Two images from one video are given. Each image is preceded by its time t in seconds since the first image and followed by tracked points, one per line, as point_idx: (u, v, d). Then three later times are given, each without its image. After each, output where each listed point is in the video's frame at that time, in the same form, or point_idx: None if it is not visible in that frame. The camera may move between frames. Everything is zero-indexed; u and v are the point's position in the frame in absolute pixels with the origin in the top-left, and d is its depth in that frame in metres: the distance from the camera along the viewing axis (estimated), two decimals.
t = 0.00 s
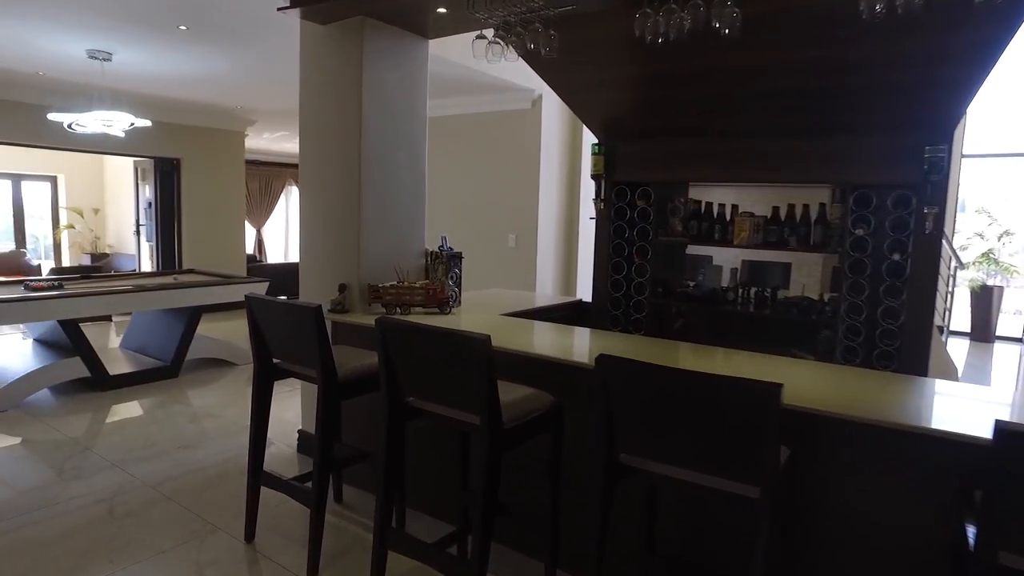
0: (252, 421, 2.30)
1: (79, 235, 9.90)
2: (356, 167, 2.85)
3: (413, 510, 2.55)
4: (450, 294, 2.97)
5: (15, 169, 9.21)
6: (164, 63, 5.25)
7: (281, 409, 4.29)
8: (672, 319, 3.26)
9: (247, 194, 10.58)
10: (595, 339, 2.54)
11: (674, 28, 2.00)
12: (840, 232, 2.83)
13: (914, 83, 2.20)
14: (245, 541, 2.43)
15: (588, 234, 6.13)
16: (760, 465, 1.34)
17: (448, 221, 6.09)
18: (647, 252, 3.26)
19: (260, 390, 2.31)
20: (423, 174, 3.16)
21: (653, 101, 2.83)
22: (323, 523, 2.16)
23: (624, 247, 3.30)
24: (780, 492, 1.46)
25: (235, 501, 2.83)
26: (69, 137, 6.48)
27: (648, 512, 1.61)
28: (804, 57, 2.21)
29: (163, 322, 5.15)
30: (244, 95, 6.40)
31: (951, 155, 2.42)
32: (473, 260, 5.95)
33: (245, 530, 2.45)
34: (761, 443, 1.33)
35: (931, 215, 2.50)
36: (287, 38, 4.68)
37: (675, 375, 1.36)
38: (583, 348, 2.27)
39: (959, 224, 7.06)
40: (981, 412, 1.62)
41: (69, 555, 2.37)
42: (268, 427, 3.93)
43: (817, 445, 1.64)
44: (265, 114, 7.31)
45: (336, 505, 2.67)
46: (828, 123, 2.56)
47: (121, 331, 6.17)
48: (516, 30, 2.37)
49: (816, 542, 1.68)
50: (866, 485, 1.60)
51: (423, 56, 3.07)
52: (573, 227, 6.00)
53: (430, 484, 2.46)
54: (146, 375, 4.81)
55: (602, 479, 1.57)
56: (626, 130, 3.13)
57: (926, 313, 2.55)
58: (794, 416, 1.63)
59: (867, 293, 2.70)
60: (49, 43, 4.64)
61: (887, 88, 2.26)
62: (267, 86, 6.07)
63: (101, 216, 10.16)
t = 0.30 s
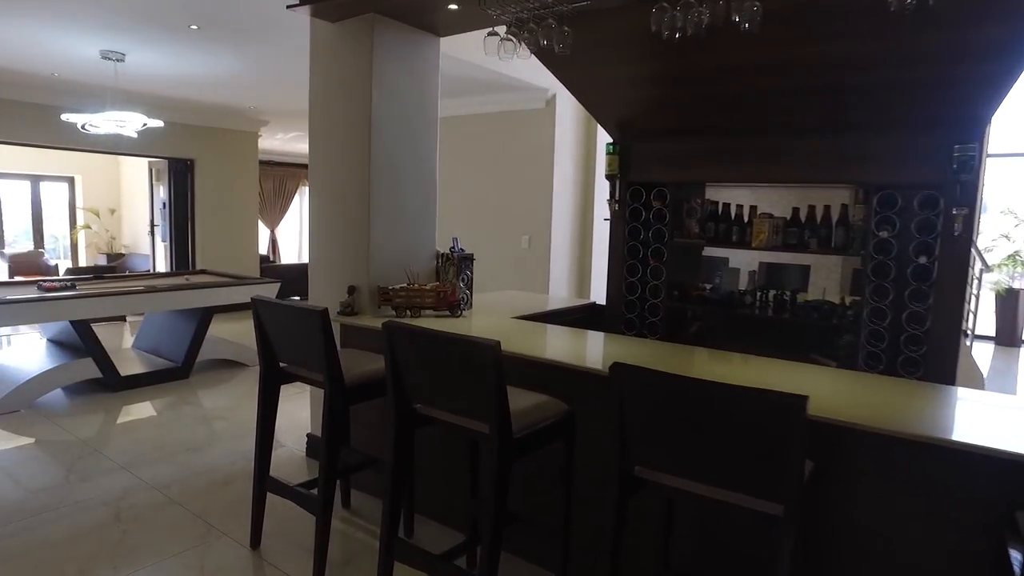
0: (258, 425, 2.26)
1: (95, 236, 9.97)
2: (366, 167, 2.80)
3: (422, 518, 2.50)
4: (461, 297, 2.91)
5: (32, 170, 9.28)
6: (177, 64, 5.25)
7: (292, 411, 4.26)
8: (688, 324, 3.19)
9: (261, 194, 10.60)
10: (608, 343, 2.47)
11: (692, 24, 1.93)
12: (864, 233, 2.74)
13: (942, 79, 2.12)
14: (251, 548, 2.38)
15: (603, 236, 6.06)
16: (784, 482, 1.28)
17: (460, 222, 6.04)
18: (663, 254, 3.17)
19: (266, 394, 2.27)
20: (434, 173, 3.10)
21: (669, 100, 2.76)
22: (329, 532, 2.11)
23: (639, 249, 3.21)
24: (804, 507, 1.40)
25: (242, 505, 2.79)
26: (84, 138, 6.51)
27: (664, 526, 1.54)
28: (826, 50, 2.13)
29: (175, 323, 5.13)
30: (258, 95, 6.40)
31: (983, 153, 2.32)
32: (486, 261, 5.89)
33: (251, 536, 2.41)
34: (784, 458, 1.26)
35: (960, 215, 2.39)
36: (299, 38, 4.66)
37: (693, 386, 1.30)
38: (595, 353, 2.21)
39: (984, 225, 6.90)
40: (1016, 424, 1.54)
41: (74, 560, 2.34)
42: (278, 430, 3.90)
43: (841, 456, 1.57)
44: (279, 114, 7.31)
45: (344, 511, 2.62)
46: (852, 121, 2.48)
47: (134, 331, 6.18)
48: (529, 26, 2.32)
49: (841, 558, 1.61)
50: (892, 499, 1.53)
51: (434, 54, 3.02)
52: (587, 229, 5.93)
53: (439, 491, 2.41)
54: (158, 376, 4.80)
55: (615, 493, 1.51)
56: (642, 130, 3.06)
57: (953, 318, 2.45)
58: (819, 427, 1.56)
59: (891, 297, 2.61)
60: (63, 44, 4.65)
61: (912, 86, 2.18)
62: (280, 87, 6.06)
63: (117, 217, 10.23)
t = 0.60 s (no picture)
0: (262, 431, 2.22)
1: (111, 237, 10.04)
2: (374, 168, 2.76)
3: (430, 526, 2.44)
4: (471, 300, 2.87)
5: (49, 171, 9.35)
6: (189, 65, 5.25)
7: (301, 414, 4.23)
8: (703, 327, 3.12)
9: (275, 196, 10.63)
10: (620, 349, 2.40)
11: (708, 19, 1.87)
12: (886, 236, 2.66)
13: (969, 76, 2.04)
14: (256, 555, 2.35)
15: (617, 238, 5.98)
16: (806, 500, 1.21)
17: (472, 223, 5.99)
18: (677, 257, 3.11)
19: (271, 398, 2.23)
20: (444, 173, 3.06)
21: (684, 98, 2.70)
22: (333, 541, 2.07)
23: (653, 251, 3.14)
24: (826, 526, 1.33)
25: (248, 510, 2.76)
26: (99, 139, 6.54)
27: (679, 542, 1.48)
28: (847, 46, 2.07)
29: (185, 324, 5.13)
30: (270, 96, 6.39)
31: (1014, 152, 2.23)
32: (498, 263, 5.84)
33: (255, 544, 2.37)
34: (807, 475, 1.20)
35: (989, 217, 2.30)
36: (309, 38, 4.64)
37: (709, 398, 1.24)
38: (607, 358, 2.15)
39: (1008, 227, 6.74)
40: None
41: (78, 565, 2.31)
42: (288, 433, 3.87)
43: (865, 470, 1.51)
44: (291, 115, 7.31)
45: (351, 518, 2.58)
46: (874, 119, 2.40)
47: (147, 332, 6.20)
48: (541, 23, 2.27)
49: None
50: (920, 515, 1.46)
51: (443, 52, 2.97)
52: (600, 230, 5.85)
53: (447, 499, 2.35)
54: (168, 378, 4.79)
55: (627, 509, 1.45)
56: (656, 129, 3.00)
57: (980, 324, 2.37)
58: (842, 439, 1.49)
59: (915, 301, 2.53)
60: (76, 45, 4.66)
61: (938, 82, 2.10)
62: (292, 88, 6.05)
63: (132, 218, 10.30)
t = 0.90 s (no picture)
0: (267, 436, 2.18)
1: (126, 237, 10.12)
2: (382, 169, 2.71)
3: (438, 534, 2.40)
4: (481, 303, 2.82)
5: (66, 173, 9.42)
6: (201, 66, 5.25)
7: (311, 416, 4.20)
8: (717, 331, 3.05)
9: (288, 196, 10.65)
10: (633, 354, 2.34)
11: (724, 14, 1.81)
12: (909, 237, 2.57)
13: (998, 71, 1.96)
14: (261, 562, 2.31)
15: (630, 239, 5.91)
16: (827, 519, 1.15)
17: (484, 224, 5.94)
18: (692, 259, 3.06)
19: (276, 403, 2.19)
20: (454, 173, 3.01)
21: (700, 96, 2.64)
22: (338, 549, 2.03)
23: (667, 253, 3.08)
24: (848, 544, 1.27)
25: (254, 514, 2.73)
26: (113, 141, 6.57)
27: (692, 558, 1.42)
28: (869, 41, 2.00)
29: (197, 325, 5.12)
30: (282, 97, 6.39)
31: None
32: (510, 265, 5.79)
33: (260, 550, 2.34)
34: (828, 493, 1.14)
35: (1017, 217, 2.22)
36: (320, 39, 4.62)
37: (724, 410, 1.19)
38: (619, 364, 2.09)
39: None
40: None
41: (82, 569, 2.29)
42: (297, 435, 3.84)
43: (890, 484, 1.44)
44: (303, 115, 7.31)
45: (358, 524, 2.54)
46: (897, 116, 2.33)
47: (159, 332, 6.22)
48: (551, 19, 2.22)
49: None
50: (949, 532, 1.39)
51: (453, 50, 2.93)
52: (614, 232, 5.79)
53: (455, 506, 2.30)
54: (179, 379, 4.78)
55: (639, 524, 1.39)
56: (670, 128, 2.93)
57: (1008, 329, 2.29)
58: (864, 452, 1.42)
59: (939, 305, 2.47)
60: (89, 47, 4.67)
61: (965, 76, 2.02)
62: (304, 89, 6.04)
63: (147, 218, 10.37)
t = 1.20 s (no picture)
0: (274, 440, 2.15)
1: (142, 238, 10.19)
2: (392, 169, 2.68)
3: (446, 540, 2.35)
4: (492, 305, 2.78)
5: (84, 174, 9.50)
6: (214, 67, 5.25)
7: (321, 417, 4.18)
8: (734, 334, 3.00)
9: (302, 197, 10.67)
10: (646, 358, 2.29)
11: (741, 8, 1.76)
12: (932, 238, 2.49)
13: None
14: (267, 567, 2.28)
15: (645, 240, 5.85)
16: (851, 537, 1.10)
17: (496, 225, 5.90)
18: (707, 261, 2.97)
19: (283, 406, 2.16)
20: (465, 172, 2.97)
21: (715, 94, 2.58)
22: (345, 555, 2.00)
23: (682, 254, 3.02)
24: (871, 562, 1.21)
25: (262, 518, 2.70)
26: (128, 142, 6.60)
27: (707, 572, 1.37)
28: (892, 35, 1.93)
29: (209, 326, 5.12)
30: (295, 97, 6.39)
31: None
32: (523, 266, 5.74)
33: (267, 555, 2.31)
34: (852, 509, 1.08)
35: None
36: (332, 39, 4.59)
37: (743, 421, 1.14)
38: (631, 369, 2.03)
39: None
40: None
41: (89, 572, 2.27)
42: (307, 437, 3.82)
43: (915, 498, 1.38)
44: (316, 116, 7.31)
45: (366, 529, 2.51)
46: (921, 113, 2.26)
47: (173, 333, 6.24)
48: (564, 16, 2.17)
49: None
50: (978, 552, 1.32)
51: (464, 48, 2.89)
52: (628, 233, 5.72)
53: (465, 513, 2.26)
54: (191, 379, 4.78)
55: (651, 539, 1.35)
56: (685, 127, 2.88)
57: None
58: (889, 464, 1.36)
59: (965, 309, 2.39)
60: (103, 49, 4.68)
61: (992, 71, 1.95)
62: (317, 90, 6.03)
63: (162, 219, 10.43)
